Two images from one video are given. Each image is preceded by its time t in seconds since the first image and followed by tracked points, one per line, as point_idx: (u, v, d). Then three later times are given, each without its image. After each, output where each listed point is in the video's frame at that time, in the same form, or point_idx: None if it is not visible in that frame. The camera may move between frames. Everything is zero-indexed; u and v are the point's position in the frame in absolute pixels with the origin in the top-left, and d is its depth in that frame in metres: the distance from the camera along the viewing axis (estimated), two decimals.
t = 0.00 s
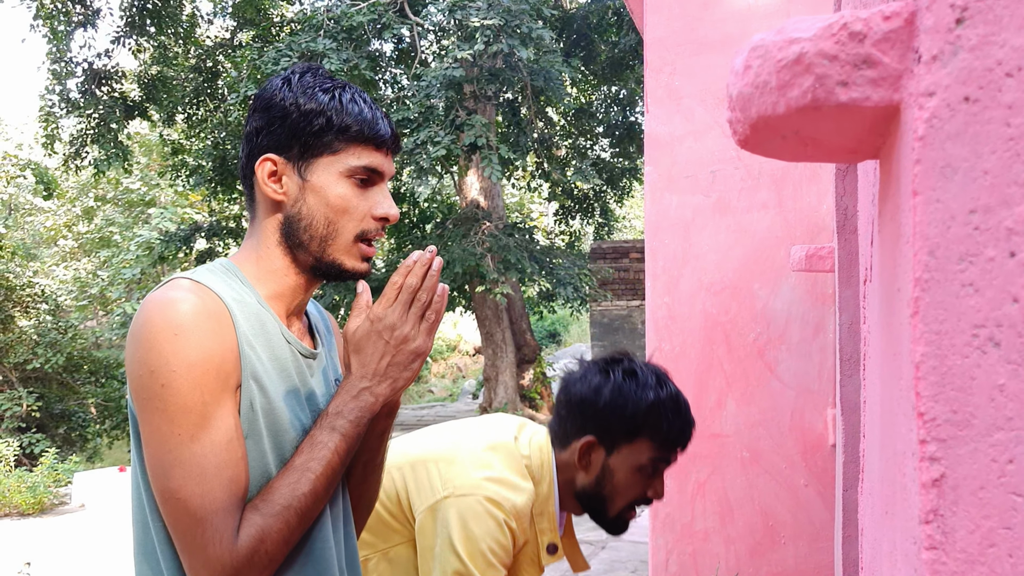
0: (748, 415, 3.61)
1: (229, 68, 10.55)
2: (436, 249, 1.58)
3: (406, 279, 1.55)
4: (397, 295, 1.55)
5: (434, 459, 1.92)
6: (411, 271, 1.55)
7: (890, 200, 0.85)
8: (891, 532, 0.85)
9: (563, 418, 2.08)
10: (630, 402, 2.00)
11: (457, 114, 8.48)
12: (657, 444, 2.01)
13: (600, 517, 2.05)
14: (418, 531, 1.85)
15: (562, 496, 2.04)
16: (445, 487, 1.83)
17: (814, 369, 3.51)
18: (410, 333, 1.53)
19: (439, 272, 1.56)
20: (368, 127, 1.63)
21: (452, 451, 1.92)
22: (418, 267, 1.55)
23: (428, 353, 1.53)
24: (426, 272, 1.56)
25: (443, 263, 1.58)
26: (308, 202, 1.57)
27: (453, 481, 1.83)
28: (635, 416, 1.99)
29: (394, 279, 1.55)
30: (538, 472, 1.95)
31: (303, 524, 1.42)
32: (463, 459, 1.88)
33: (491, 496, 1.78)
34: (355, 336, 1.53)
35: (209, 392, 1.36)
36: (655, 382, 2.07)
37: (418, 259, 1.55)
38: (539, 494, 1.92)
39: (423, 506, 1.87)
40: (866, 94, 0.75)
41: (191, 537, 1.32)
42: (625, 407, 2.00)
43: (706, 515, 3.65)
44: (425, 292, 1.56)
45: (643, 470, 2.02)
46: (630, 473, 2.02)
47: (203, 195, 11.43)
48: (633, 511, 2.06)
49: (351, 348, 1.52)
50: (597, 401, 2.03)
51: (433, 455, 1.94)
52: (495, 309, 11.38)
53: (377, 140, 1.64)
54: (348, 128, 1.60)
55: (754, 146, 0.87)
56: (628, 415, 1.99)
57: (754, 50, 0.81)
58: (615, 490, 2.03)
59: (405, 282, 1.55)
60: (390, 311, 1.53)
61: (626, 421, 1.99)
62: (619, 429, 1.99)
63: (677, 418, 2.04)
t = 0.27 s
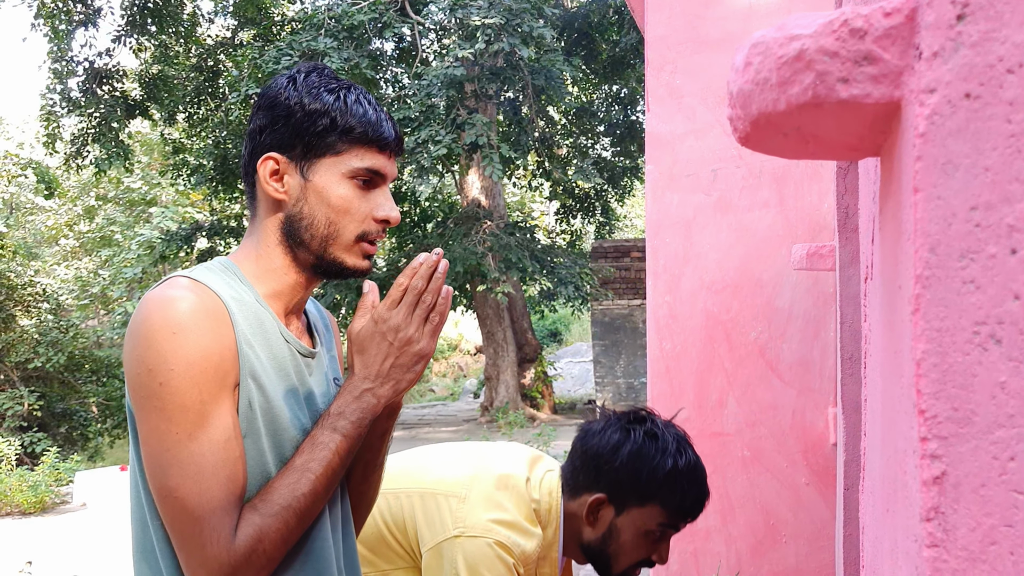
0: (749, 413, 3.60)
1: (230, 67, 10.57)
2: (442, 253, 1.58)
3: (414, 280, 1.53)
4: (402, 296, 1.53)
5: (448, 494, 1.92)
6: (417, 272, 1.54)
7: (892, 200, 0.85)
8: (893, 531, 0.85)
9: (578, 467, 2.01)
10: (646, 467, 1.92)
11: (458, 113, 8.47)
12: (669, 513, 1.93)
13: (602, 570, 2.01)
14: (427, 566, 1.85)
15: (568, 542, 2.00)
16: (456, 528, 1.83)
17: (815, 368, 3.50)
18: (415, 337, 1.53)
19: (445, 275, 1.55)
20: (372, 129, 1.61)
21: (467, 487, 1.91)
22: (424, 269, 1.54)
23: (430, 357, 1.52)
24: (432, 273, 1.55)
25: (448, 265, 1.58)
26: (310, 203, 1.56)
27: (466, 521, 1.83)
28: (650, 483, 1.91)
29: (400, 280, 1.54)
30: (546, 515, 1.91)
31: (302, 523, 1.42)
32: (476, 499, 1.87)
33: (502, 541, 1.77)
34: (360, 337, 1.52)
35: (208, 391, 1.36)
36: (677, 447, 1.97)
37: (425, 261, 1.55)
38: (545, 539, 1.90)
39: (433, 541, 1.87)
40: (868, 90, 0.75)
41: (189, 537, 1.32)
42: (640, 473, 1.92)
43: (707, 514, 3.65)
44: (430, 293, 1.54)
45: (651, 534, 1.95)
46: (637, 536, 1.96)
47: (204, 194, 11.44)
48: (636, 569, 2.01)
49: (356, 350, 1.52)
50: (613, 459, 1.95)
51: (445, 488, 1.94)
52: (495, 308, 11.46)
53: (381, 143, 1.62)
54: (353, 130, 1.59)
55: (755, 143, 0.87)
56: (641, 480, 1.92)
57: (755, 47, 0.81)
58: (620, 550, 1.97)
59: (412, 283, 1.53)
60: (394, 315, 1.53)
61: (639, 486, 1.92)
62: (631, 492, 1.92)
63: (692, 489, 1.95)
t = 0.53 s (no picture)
0: (750, 411, 3.60)
1: (231, 67, 10.64)
2: (454, 252, 1.56)
3: (427, 278, 1.52)
4: (414, 295, 1.53)
5: (449, 485, 1.91)
6: (428, 272, 1.52)
7: (892, 192, 0.84)
8: (890, 523, 0.85)
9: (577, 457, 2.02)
10: (645, 450, 1.94)
11: (459, 112, 8.48)
12: (670, 494, 1.95)
13: (607, 559, 2.00)
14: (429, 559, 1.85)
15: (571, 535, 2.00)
16: (459, 517, 1.83)
17: (815, 367, 3.50)
18: (425, 335, 1.52)
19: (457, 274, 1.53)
20: (388, 146, 1.60)
21: (467, 477, 1.92)
22: (435, 268, 1.53)
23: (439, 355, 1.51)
24: (443, 272, 1.53)
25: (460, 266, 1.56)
26: (312, 210, 1.55)
27: (469, 510, 1.83)
28: (649, 464, 1.93)
29: (415, 272, 1.53)
30: (548, 503, 1.91)
31: (305, 519, 1.42)
32: (476, 488, 1.87)
33: (505, 528, 1.77)
34: (368, 335, 1.51)
35: (202, 386, 1.35)
36: (675, 429, 1.99)
37: (438, 259, 1.53)
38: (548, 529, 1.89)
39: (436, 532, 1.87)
40: (866, 81, 0.75)
41: (189, 533, 1.32)
42: (640, 456, 1.93)
43: (709, 512, 3.65)
44: (442, 292, 1.53)
45: (654, 517, 1.96)
46: (640, 522, 1.96)
47: (205, 193, 11.46)
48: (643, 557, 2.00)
49: (365, 346, 1.50)
50: (613, 443, 1.96)
51: (446, 479, 1.94)
52: (497, 308, 11.42)
53: (394, 161, 1.61)
54: (370, 147, 1.58)
55: (754, 136, 0.87)
56: (642, 462, 1.93)
57: (754, 38, 0.81)
58: (624, 537, 1.97)
59: (423, 281, 1.53)
60: (407, 311, 1.51)
61: (638, 468, 1.93)
62: (632, 475, 1.93)
63: (692, 472, 1.96)
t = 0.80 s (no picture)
0: (749, 404, 3.59)
1: (231, 63, 10.57)
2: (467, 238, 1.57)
3: (437, 264, 1.55)
4: (424, 277, 1.55)
5: (452, 472, 1.97)
6: (440, 257, 1.55)
7: (889, 169, 0.84)
8: (888, 500, 0.85)
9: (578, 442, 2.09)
10: (646, 432, 2.02)
11: (458, 108, 8.48)
12: (672, 475, 2.02)
13: (610, 543, 2.07)
14: (428, 542, 1.89)
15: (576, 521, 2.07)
16: (461, 501, 1.87)
17: (815, 359, 3.53)
18: (432, 319, 1.52)
19: (467, 262, 1.55)
20: (416, 211, 1.58)
21: (471, 466, 1.96)
22: (447, 254, 1.55)
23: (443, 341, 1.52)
24: (453, 259, 1.55)
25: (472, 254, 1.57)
26: (318, 233, 1.53)
27: (471, 495, 1.87)
28: (651, 447, 2.01)
29: (426, 257, 1.56)
30: (551, 491, 1.99)
31: (308, 502, 1.42)
32: (480, 474, 1.93)
33: (507, 514, 1.83)
34: (375, 317, 1.52)
35: (192, 373, 1.34)
36: (675, 411, 2.07)
37: (451, 244, 1.55)
38: (551, 515, 1.98)
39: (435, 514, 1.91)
40: (864, 53, 0.75)
41: (189, 517, 1.32)
42: (641, 438, 2.02)
43: (708, 505, 3.62)
44: (452, 278, 1.54)
45: (657, 500, 2.04)
46: (644, 504, 2.04)
47: (205, 190, 11.47)
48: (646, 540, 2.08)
49: (370, 327, 1.51)
50: (614, 428, 2.04)
51: (449, 465, 1.99)
52: (497, 304, 11.40)
53: (416, 228, 1.59)
54: (399, 209, 1.55)
55: (750, 112, 0.87)
56: (643, 445, 2.01)
57: (751, 12, 0.80)
58: (627, 521, 2.04)
59: (434, 267, 1.55)
60: (416, 293, 1.52)
61: (640, 451, 2.01)
62: (635, 459, 2.01)
63: (693, 454, 2.04)
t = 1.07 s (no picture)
0: (749, 381, 3.59)
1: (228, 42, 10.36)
2: (475, 206, 1.56)
3: (443, 231, 1.55)
4: (429, 245, 1.54)
5: (454, 440, 1.97)
6: (447, 224, 1.55)
7: (891, 122, 0.83)
8: (888, 456, 0.85)
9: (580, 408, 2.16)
10: (646, 393, 2.10)
11: (459, 88, 8.42)
12: (673, 435, 2.10)
13: (615, 506, 2.12)
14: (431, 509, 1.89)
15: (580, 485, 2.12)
16: (463, 468, 1.88)
17: (815, 335, 3.53)
18: (436, 286, 1.53)
19: (474, 229, 1.54)
20: (427, 200, 1.55)
21: (472, 433, 1.97)
22: (454, 220, 1.55)
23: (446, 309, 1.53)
24: (461, 225, 1.55)
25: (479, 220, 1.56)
26: (325, 212, 1.51)
27: (474, 462, 1.88)
28: (652, 407, 2.08)
29: (432, 223, 1.55)
30: (553, 456, 2.01)
31: (313, 468, 1.41)
32: (481, 440, 1.94)
33: (508, 479, 1.84)
34: (380, 282, 1.53)
35: (197, 339, 1.34)
36: (673, 374, 2.15)
37: (459, 211, 1.55)
38: (554, 481, 2.00)
39: (438, 481, 1.92)
40: None
41: (196, 483, 1.31)
42: (642, 399, 2.09)
43: (707, 481, 3.63)
44: (458, 245, 1.54)
45: (659, 461, 2.11)
46: (647, 465, 2.10)
47: (205, 171, 11.44)
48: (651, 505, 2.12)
49: (374, 292, 1.53)
50: (614, 391, 2.12)
51: (451, 434, 1.99)
52: (498, 286, 11.37)
53: (425, 216, 1.56)
54: (409, 196, 1.53)
55: (753, 65, 0.86)
56: (644, 406, 2.08)
57: None
58: (630, 483, 2.10)
59: (440, 233, 1.55)
60: (421, 260, 1.53)
61: (642, 413, 2.08)
62: (637, 421, 2.08)
63: (694, 412, 2.12)
